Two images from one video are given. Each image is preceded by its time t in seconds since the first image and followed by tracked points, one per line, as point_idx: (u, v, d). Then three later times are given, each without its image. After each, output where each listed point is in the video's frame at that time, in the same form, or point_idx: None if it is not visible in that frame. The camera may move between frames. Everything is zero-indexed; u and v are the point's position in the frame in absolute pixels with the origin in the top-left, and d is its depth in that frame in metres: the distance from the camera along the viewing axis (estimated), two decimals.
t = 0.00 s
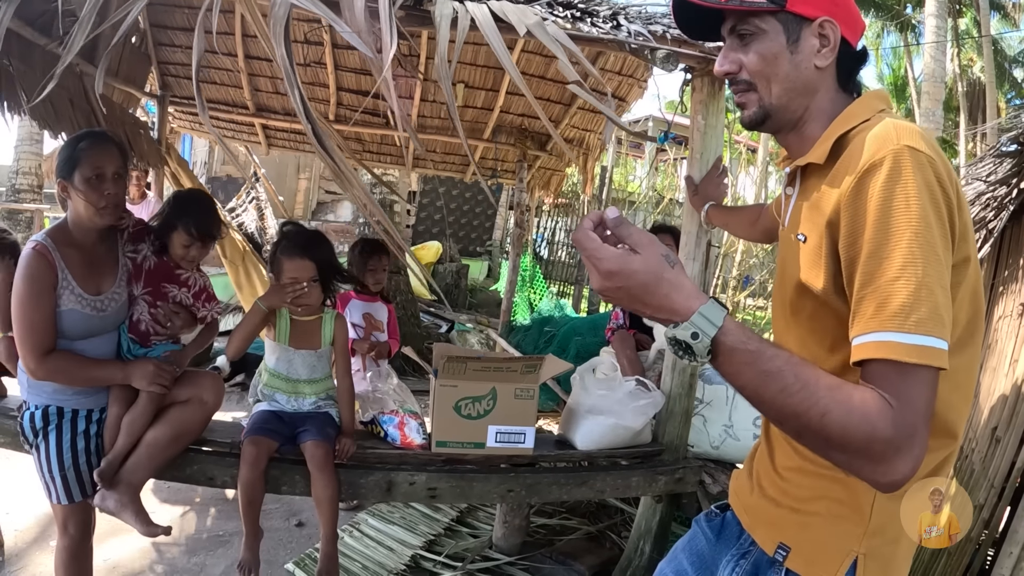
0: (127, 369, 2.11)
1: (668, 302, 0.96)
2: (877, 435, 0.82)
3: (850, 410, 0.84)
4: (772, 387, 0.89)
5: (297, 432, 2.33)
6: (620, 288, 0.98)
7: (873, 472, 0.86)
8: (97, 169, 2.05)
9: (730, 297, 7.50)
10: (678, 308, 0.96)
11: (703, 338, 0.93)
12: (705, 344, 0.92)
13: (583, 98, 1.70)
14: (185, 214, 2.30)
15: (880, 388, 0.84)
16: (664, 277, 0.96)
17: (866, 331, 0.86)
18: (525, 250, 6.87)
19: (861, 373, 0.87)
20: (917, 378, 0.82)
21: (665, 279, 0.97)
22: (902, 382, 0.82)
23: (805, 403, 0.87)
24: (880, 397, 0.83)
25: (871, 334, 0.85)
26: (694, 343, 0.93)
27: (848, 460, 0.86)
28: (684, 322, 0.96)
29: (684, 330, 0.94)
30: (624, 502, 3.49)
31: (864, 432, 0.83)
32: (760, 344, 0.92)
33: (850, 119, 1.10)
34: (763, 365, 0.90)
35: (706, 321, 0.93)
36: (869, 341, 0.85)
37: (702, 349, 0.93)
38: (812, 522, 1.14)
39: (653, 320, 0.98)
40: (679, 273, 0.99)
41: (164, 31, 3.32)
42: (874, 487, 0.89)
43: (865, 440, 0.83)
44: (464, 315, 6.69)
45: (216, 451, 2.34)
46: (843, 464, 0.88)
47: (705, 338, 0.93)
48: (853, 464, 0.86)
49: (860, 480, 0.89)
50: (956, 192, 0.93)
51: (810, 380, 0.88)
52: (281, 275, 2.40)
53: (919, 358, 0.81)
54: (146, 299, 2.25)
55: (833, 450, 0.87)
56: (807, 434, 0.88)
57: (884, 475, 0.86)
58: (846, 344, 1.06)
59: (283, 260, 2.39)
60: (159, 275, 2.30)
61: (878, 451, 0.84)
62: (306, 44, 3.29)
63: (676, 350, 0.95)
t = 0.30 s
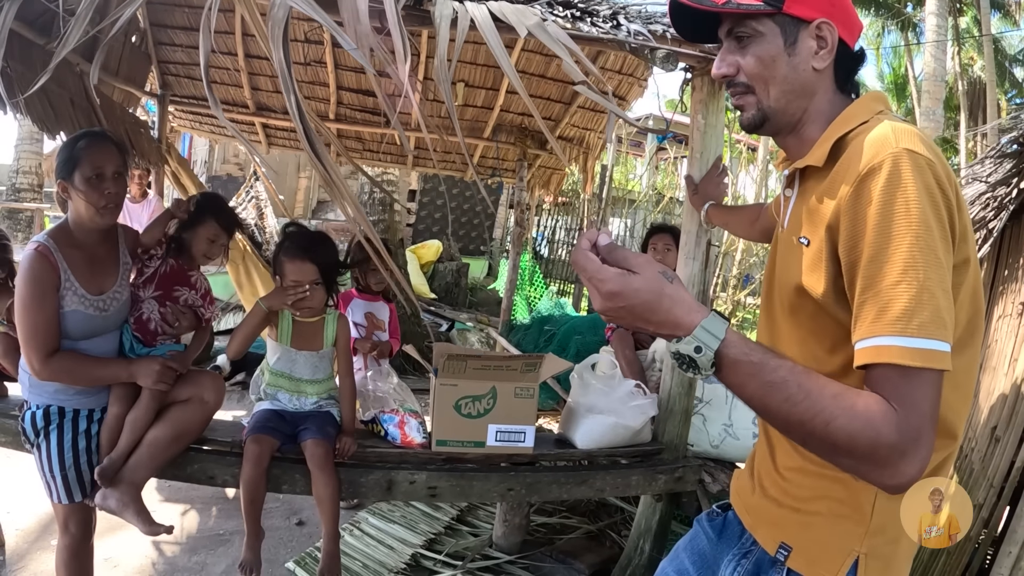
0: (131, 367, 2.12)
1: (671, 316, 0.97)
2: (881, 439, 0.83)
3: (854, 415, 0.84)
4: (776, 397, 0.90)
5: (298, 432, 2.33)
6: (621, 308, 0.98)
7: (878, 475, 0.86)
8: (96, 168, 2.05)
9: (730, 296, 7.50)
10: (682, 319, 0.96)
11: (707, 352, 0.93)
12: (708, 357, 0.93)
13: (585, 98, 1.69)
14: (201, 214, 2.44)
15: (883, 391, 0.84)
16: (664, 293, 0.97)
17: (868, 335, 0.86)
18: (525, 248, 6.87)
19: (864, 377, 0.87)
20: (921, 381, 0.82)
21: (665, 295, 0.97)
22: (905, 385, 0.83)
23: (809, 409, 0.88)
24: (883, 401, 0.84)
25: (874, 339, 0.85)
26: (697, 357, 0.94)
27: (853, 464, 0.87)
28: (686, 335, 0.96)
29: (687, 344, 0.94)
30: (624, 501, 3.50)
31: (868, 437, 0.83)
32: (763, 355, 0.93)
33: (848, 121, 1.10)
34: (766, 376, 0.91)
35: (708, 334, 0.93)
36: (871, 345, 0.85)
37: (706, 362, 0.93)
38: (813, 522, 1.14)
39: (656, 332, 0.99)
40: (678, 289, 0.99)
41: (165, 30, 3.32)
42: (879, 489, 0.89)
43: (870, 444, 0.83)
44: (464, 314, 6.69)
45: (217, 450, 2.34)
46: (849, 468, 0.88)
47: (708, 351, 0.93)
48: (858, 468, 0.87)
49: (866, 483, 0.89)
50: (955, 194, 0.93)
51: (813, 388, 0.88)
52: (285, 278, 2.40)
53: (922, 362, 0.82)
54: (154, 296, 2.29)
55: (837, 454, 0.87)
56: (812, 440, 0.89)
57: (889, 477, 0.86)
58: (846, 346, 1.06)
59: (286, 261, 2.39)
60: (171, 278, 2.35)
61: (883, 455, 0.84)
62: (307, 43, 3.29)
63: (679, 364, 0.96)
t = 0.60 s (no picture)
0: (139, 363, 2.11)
1: (674, 320, 0.96)
2: (884, 439, 0.82)
3: (856, 416, 0.84)
4: (779, 399, 0.90)
5: (298, 432, 2.33)
6: (623, 315, 0.98)
7: (881, 475, 0.86)
8: (100, 166, 2.05)
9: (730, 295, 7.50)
10: (686, 321, 0.96)
11: (710, 352, 0.93)
12: (712, 358, 0.93)
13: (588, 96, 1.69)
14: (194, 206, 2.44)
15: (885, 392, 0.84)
16: (667, 297, 0.96)
17: (869, 336, 0.86)
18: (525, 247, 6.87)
19: (867, 378, 0.87)
20: (923, 381, 0.82)
21: (668, 299, 0.96)
22: (908, 386, 0.82)
23: (812, 410, 0.88)
24: (885, 402, 0.83)
25: (875, 339, 0.85)
26: (701, 357, 0.93)
27: (857, 464, 0.87)
28: (689, 336, 0.96)
29: (691, 345, 0.94)
30: (624, 500, 3.50)
31: (870, 437, 0.83)
32: (766, 356, 0.93)
33: (849, 120, 1.10)
34: (769, 377, 0.91)
35: (712, 335, 0.93)
36: (872, 346, 0.85)
37: (710, 363, 0.93)
38: (816, 521, 1.14)
39: (659, 335, 0.98)
40: (681, 292, 0.99)
41: (164, 29, 3.32)
42: (883, 489, 0.89)
43: (873, 444, 0.83)
44: (465, 312, 6.69)
45: (218, 449, 2.34)
46: (852, 468, 0.88)
47: (712, 352, 0.93)
48: (862, 469, 0.86)
49: (869, 482, 0.89)
50: (956, 194, 0.93)
51: (816, 389, 0.88)
52: (297, 275, 2.37)
53: (924, 362, 0.81)
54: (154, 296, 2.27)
55: (840, 455, 0.87)
56: (815, 441, 0.89)
57: (893, 477, 0.86)
58: (848, 347, 1.06)
59: (296, 257, 2.37)
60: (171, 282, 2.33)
61: (886, 456, 0.84)
62: (307, 42, 3.28)
63: (682, 364, 0.96)
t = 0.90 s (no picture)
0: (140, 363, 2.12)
1: (668, 322, 0.97)
2: (879, 442, 0.82)
3: (851, 418, 0.84)
4: (774, 400, 0.90)
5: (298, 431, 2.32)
6: (617, 316, 0.98)
7: (878, 476, 0.86)
8: (99, 163, 2.04)
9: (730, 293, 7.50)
10: (680, 323, 0.96)
11: (704, 354, 0.93)
12: (705, 360, 0.93)
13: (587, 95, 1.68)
14: (176, 195, 2.30)
15: (880, 394, 0.83)
16: (660, 298, 0.97)
17: (864, 337, 0.85)
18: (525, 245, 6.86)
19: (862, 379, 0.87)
20: (918, 384, 0.82)
21: (661, 300, 0.97)
22: (903, 388, 0.82)
23: (807, 412, 0.88)
24: (880, 404, 0.83)
25: (870, 341, 0.84)
26: (695, 359, 0.93)
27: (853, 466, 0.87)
28: (683, 338, 0.96)
29: (685, 347, 0.94)
30: (624, 498, 3.49)
31: (866, 440, 0.83)
32: (761, 358, 0.93)
33: (846, 119, 1.09)
34: (764, 379, 0.91)
35: (706, 337, 0.94)
36: (866, 347, 0.85)
37: (704, 365, 0.93)
38: (814, 520, 1.14)
39: (653, 335, 0.99)
40: (675, 294, 0.99)
41: (164, 28, 3.32)
42: (880, 490, 0.89)
43: (869, 447, 0.83)
44: (465, 310, 6.68)
45: (217, 448, 2.34)
46: (848, 470, 0.88)
47: (706, 354, 0.93)
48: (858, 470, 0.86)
49: (865, 483, 0.88)
50: (953, 194, 0.92)
51: (811, 391, 0.88)
52: (304, 278, 2.38)
53: (920, 364, 0.81)
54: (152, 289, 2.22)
55: (836, 456, 0.87)
56: (811, 442, 0.88)
57: (889, 478, 0.85)
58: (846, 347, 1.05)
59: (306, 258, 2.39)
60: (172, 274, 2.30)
61: (881, 458, 0.83)
62: (306, 39, 3.27)
63: (677, 367, 0.95)
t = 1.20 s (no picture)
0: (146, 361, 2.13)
1: (662, 320, 0.96)
2: (875, 441, 0.82)
3: (847, 418, 0.83)
4: (770, 400, 0.90)
5: (299, 428, 2.32)
6: (611, 316, 0.98)
7: (874, 477, 0.86)
8: (102, 162, 2.04)
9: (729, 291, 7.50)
10: (676, 321, 0.96)
11: (700, 353, 0.93)
12: (701, 358, 0.93)
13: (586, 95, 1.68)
14: (166, 197, 2.30)
15: (878, 393, 0.83)
16: (654, 297, 0.96)
17: (862, 336, 0.85)
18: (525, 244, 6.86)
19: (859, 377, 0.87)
20: (915, 382, 0.82)
21: (656, 300, 0.96)
22: (900, 386, 0.82)
23: (803, 411, 0.87)
24: (877, 403, 0.83)
25: (868, 339, 0.84)
26: (690, 357, 0.94)
27: (849, 466, 0.86)
28: (679, 336, 0.96)
29: (680, 345, 0.94)
30: (624, 496, 3.49)
31: (862, 439, 0.83)
32: (757, 356, 0.93)
33: (846, 117, 1.08)
34: (761, 377, 0.91)
35: (702, 335, 0.94)
36: (864, 346, 0.84)
37: (699, 363, 0.94)
38: (814, 518, 1.14)
39: (649, 333, 0.98)
40: (670, 292, 0.98)
41: (163, 26, 3.32)
42: (876, 489, 0.88)
43: (864, 446, 0.83)
44: (464, 309, 6.69)
45: (217, 447, 2.33)
46: (844, 469, 0.88)
47: (701, 352, 0.93)
48: (855, 469, 0.86)
49: (862, 482, 0.88)
50: (953, 193, 0.92)
51: (808, 390, 0.88)
52: (307, 266, 2.40)
53: (917, 363, 0.81)
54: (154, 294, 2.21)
55: (833, 456, 0.87)
56: (807, 441, 0.88)
57: (885, 478, 0.85)
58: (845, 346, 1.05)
59: (305, 249, 2.39)
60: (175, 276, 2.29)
61: (877, 457, 0.83)
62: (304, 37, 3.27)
63: (673, 365, 0.96)
